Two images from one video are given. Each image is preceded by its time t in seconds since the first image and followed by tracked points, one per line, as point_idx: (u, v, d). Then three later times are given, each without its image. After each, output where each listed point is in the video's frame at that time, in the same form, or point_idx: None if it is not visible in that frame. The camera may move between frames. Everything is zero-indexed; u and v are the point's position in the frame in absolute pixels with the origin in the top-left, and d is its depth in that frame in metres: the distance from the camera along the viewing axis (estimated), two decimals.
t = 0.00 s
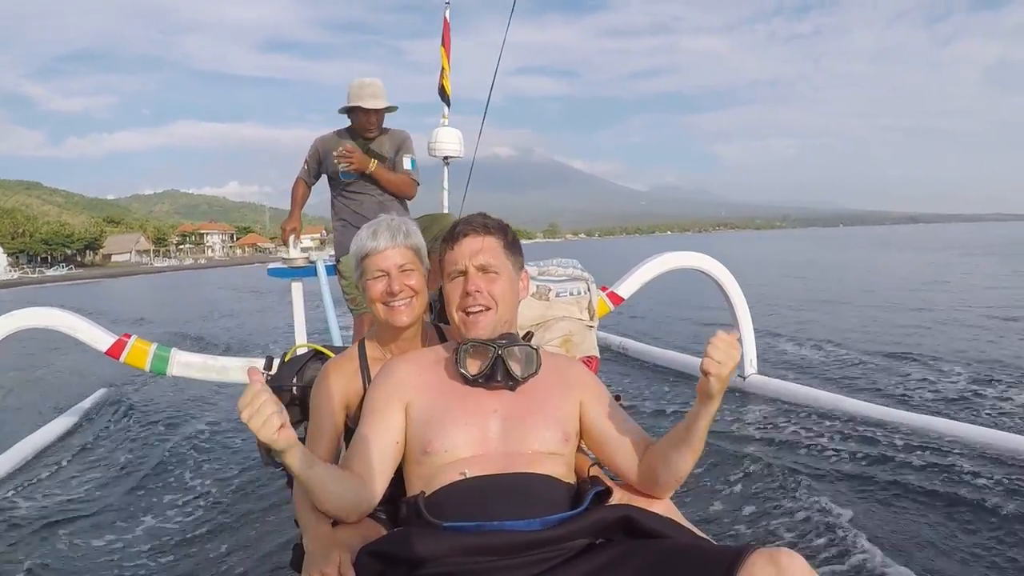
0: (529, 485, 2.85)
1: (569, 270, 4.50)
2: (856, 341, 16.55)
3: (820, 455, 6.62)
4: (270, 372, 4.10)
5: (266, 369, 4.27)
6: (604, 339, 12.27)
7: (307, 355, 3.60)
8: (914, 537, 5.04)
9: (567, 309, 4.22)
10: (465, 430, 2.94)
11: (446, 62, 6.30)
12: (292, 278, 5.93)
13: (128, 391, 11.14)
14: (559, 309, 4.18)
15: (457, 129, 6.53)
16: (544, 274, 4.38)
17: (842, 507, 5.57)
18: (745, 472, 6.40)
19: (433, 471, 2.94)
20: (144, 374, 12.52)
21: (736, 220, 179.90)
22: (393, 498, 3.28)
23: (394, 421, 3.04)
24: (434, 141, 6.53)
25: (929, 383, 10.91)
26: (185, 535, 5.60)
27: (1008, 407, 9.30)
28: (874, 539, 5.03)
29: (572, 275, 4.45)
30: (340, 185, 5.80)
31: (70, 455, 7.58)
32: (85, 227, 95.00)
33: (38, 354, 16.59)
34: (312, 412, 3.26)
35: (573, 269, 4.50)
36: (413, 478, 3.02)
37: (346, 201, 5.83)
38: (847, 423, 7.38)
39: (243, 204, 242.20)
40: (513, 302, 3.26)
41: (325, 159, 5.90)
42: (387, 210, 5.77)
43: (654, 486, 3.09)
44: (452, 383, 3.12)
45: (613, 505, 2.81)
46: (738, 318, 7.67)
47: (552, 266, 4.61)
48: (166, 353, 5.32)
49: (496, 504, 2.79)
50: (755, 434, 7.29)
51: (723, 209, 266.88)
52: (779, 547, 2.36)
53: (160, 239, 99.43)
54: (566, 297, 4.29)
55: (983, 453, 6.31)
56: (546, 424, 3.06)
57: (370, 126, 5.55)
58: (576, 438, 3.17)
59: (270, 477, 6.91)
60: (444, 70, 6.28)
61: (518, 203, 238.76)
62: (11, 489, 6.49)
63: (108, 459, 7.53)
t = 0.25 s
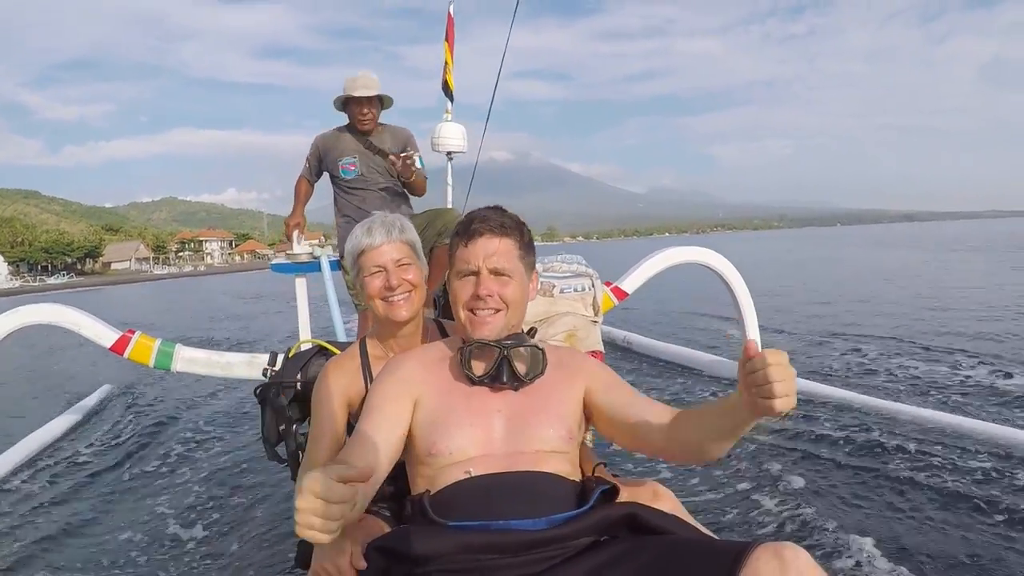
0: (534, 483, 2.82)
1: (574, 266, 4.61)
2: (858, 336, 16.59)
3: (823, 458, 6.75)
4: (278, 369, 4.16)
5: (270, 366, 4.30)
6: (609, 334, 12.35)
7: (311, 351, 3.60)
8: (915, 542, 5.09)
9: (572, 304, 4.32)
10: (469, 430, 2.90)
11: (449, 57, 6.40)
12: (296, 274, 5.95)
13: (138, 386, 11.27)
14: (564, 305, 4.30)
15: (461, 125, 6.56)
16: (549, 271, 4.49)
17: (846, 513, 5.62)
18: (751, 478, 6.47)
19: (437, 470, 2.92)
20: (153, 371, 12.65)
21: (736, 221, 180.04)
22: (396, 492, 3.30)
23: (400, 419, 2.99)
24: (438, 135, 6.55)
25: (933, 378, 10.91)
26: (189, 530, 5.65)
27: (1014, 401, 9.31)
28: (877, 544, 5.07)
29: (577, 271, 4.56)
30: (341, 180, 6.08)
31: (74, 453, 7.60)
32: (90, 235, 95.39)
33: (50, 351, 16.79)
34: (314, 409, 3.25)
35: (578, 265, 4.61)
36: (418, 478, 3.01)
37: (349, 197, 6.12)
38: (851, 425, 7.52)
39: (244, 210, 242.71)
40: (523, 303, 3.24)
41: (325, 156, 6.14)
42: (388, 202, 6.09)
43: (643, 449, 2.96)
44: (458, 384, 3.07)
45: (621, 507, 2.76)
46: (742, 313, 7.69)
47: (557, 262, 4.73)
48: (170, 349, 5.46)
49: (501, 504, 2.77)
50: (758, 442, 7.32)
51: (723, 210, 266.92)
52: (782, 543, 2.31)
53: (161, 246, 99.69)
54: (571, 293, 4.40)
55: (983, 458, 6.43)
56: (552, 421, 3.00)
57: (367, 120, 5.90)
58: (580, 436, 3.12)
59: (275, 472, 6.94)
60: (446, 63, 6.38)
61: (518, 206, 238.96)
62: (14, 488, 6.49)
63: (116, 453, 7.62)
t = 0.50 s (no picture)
0: (539, 486, 2.65)
1: (577, 260, 4.62)
2: (859, 333, 16.59)
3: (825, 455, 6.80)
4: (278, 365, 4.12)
5: (272, 363, 4.27)
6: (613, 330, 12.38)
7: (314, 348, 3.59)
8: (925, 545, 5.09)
9: (575, 299, 4.35)
10: (475, 428, 2.70)
11: (452, 51, 6.42)
12: (300, 270, 5.96)
13: (146, 383, 11.33)
14: (567, 299, 4.32)
15: (464, 118, 6.59)
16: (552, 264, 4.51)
17: (854, 515, 5.62)
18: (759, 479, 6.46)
19: (439, 470, 2.73)
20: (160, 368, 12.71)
21: (735, 223, 180.05)
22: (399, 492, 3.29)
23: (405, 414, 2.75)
24: (441, 130, 6.57)
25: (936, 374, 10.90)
26: (191, 528, 5.64)
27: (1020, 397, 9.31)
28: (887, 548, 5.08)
29: (580, 265, 4.58)
30: (344, 175, 6.13)
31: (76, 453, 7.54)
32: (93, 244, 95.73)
33: (58, 349, 16.92)
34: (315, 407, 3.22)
35: (581, 259, 4.62)
36: (418, 478, 2.82)
37: (353, 191, 6.18)
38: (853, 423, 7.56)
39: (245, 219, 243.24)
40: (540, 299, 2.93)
41: (328, 150, 6.18)
42: (392, 194, 6.19)
43: (644, 432, 2.79)
44: (464, 384, 2.80)
45: (620, 502, 2.69)
46: (747, 306, 7.70)
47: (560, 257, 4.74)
48: (174, 346, 5.49)
49: (505, 508, 2.61)
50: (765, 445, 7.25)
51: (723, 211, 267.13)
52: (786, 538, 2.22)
53: (161, 256, 99.73)
54: (574, 287, 4.42)
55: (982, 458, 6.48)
56: (560, 417, 2.80)
57: (369, 112, 6.01)
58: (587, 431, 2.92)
59: (279, 470, 6.92)
60: (450, 58, 6.38)
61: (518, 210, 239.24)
62: (15, 488, 6.42)
63: (120, 452, 7.63)
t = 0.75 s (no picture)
0: (552, 488, 2.62)
1: (584, 256, 4.64)
2: (862, 328, 16.56)
3: (832, 449, 6.79)
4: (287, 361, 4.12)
5: (280, 358, 4.28)
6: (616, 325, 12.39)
7: (321, 345, 3.56)
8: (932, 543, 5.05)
9: (582, 295, 4.37)
10: (489, 425, 2.66)
11: (457, 49, 6.42)
12: (306, 267, 6.00)
13: (150, 380, 11.35)
14: (574, 296, 4.34)
15: (469, 115, 6.56)
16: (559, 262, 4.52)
17: (863, 511, 5.62)
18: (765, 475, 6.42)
19: (451, 464, 2.68)
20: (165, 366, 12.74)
21: (737, 221, 179.85)
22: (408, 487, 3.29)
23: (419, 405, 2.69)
24: (446, 127, 6.56)
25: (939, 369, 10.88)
26: (199, 524, 5.65)
27: None
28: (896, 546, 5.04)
29: (587, 260, 4.59)
30: (350, 171, 6.14)
31: (81, 450, 7.51)
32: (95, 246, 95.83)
33: (62, 348, 16.95)
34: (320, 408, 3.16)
35: (587, 255, 4.64)
36: (429, 473, 2.78)
37: (358, 187, 6.20)
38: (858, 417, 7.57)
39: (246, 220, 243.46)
40: (554, 284, 2.87)
41: (333, 146, 6.17)
42: (397, 192, 6.21)
43: (651, 437, 2.89)
44: (477, 376, 2.74)
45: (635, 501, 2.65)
46: (752, 301, 7.69)
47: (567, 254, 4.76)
48: (181, 342, 5.51)
49: (518, 510, 2.58)
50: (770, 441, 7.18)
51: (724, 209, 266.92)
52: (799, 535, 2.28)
53: (163, 257, 99.81)
54: (581, 284, 4.44)
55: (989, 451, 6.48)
56: (574, 413, 2.75)
57: (376, 109, 6.00)
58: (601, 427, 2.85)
59: (284, 466, 6.94)
60: (455, 56, 6.37)
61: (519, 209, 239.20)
62: (18, 486, 6.38)
63: (126, 448, 7.63)
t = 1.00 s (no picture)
0: (560, 486, 2.59)
1: (591, 259, 4.63)
2: (866, 323, 16.49)
3: (836, 442, 6.76)
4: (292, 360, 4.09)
5: (284, 360, 4.28)
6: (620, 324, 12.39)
7: (326, 346, 3.55)
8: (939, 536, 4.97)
9: (587, 300, 4.38)
10: (496, 423, 2.65)
11: (462, 52, 6.38)
12: (311, 270, 5.90)
13: (154, 380, 11.36)
14: (579, 300, 4.35)
15: (474, 119, 6.53)
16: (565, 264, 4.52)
17: (868, 500, 5.57)
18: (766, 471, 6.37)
19: (460, 461, 2.68)
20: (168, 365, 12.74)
21: (737, 215, 179.59)
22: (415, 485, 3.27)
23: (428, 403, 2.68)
24: (451, 131, 6.53)
25: (943, 364, 10.87)
26: (204, 525, 5.62)
27: None
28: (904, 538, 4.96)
29: (594, 264, 4.58)
30: (355, 176, 6.13)
31: (84, 450, 7.48)
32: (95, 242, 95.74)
33: (65, 348, 16.96)
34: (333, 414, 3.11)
35: (594, 258, 4.64)
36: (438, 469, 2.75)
37: (362, 192, 6.18)
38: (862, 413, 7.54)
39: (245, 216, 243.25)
40: (550, 281, 2.90)
41: (338, 150, 6.16)
42: (402, 197, 6.18)
43: (647, 450, 2.88)
44: (482, 373, 2.75)
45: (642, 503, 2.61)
46: (756, 301, 7.67)
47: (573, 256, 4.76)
48: (185, 343, 5.49)
49: (526, 509, 2.54)
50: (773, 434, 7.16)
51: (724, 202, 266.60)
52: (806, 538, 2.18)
53: (162, 253, 99.72)
54: (587, 287, 4.43)
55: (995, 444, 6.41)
56: (583, 413, 2.74)
57: (381, 113, 5.98)
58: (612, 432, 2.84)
59: (288, 467, 6.91)
60: (461, 60, 6.34)
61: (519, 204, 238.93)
62: (24, 486, 6.37)
63: (131, 449, 7.62)
